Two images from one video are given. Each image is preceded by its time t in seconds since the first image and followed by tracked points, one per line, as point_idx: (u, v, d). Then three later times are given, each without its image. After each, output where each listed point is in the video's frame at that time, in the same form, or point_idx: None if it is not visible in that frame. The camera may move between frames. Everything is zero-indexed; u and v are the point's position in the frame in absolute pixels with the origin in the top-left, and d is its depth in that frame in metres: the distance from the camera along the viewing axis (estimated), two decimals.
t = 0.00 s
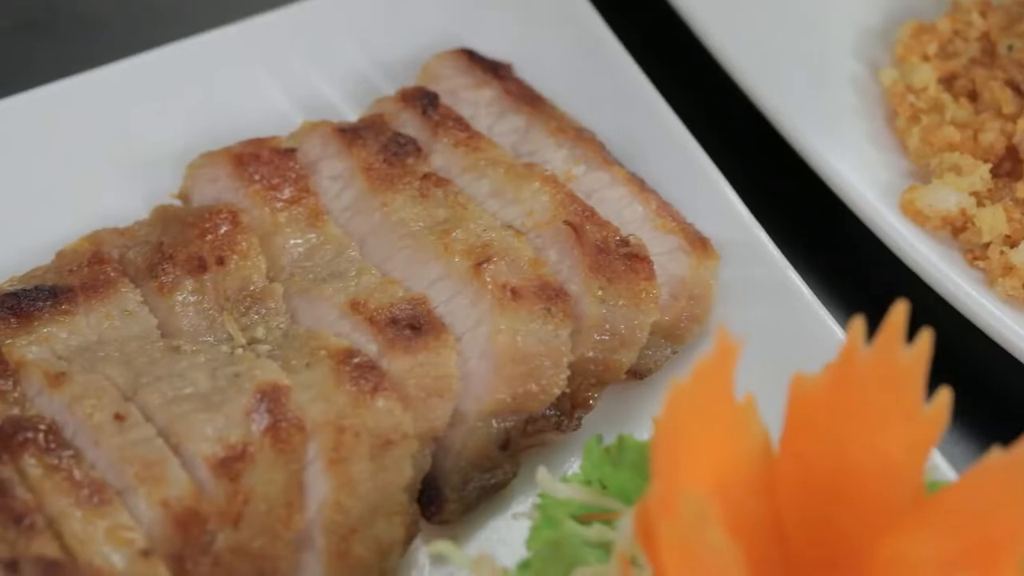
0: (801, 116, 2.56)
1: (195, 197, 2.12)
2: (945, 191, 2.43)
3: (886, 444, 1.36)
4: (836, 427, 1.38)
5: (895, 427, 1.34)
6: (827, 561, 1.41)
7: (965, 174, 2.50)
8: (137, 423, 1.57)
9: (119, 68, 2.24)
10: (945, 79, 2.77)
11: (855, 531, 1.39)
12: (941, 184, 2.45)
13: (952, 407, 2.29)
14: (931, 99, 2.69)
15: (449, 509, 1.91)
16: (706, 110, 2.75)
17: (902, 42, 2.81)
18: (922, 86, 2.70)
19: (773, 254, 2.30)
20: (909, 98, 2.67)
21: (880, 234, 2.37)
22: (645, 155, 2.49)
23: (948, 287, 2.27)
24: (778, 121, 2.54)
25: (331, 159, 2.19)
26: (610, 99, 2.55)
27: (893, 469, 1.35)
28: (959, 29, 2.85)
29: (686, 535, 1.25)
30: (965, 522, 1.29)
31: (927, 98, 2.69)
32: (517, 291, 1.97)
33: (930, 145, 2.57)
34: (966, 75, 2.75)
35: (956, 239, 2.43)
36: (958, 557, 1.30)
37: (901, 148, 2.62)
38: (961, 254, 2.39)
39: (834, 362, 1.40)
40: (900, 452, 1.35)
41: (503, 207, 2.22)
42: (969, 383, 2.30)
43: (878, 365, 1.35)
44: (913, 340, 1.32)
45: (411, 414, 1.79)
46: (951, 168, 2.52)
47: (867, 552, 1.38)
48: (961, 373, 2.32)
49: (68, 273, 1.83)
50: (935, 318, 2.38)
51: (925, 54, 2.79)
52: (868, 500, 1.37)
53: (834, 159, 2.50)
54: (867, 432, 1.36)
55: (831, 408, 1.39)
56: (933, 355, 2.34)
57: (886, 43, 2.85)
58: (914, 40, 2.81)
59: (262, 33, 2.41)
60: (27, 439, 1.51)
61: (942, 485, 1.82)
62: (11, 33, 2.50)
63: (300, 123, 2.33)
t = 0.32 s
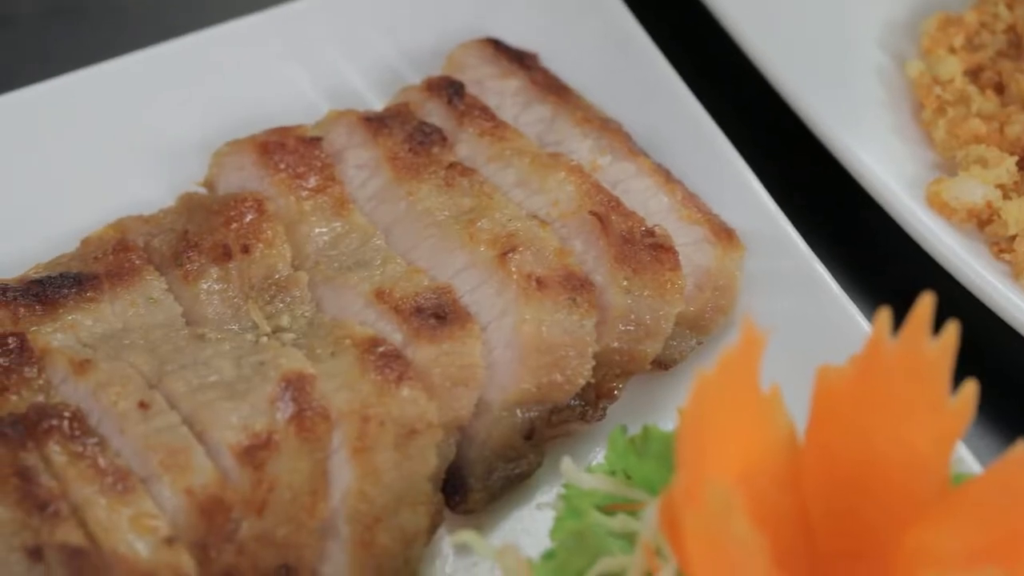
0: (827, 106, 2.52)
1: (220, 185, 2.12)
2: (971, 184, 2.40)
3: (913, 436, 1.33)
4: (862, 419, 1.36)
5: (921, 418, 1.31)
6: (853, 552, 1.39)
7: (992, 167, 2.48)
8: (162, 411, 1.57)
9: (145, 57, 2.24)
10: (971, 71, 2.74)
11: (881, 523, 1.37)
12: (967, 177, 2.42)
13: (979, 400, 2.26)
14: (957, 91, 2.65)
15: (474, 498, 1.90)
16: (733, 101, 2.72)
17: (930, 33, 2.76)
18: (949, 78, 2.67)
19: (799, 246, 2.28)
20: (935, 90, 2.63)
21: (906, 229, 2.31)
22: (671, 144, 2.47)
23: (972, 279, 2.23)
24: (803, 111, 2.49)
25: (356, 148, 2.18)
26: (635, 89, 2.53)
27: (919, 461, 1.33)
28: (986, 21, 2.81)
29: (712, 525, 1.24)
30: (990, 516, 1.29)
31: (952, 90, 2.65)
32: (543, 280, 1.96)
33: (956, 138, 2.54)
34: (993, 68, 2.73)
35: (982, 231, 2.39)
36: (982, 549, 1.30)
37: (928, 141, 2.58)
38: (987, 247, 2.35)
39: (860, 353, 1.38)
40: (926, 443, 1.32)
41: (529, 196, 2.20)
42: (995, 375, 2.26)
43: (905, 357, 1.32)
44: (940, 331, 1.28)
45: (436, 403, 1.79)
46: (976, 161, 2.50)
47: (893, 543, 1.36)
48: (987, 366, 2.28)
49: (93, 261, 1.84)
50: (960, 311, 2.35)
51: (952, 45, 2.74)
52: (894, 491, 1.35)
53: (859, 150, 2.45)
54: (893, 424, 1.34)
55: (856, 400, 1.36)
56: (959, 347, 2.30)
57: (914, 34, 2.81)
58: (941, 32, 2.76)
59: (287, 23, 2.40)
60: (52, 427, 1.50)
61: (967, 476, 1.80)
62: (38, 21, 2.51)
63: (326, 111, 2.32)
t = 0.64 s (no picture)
0: (857, 95, 2.48)
1: (247, 172, 2.12)
2: (999, 174, 2.35)
3: (940, 426, 1.31)
4: (889, 408, 1.34)
5: (947, 409, 1.29)
6: (879, 541, 1.37)
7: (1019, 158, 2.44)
8: (188, 396, 1.57)
9: (171, 43, 2.24)
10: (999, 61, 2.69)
11: (907, 512, 1.35)
12: (994, 167, 2.38)
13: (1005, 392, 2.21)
14: (985, 81, 2.60)
15: (499, 486, 1.89)
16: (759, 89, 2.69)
17: (958, 23, 2.72)
18: (976, 68, 2.62)
19: (825, 235, 2.25)
20: (964, 80, 2.58)
21: (935, 219, 2.27)
22: (697, 133, 2.44)
23: (999, 269, 2.19)
24: (830, 100, 2.46)
25: (383, 135, 2.17)
26: (662, 77, 2.51)
27: (945, 451, 1.31)
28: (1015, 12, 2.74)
29: (739, 515, 1.21)
30: (1019, 507, 1.24)
31: (980, 80, 2.60)
32: (569, 268, 1.94)
33: (984, 128, 2.49)
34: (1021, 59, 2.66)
35: (1009, 222, 2.34)
36: (1010, 540, 1.25)
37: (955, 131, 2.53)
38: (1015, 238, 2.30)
39: (886, 343, 1.36)
40: (952, 433, 1.30)
41: (555, 184, 2.18)
42: (1023, 366, 2.23)
43: (932, 347, 1.29)
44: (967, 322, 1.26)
45: (462, 389, 1.77)
46: (1004, 151, 2.45)
47: (921, 532, 1.33)
48: (1014, 356, 2.24)
49: (120, 246, 1.84)
50: (987, 301, 2.31)
51: (980, 36, 2.70)
52: (921, 481, 1.33)
53: (886, 139, 2.41)
54: (919, 414, 1.32)
55: (884, 389, 1.34)
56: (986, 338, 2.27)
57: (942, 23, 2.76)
58: (969, 22, 2.72)
59: (313, 10, 2.39)
60: (78, 411, 1.50)
61: (993, 467, 1.77)
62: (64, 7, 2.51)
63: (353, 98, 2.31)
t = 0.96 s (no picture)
0: (884, 80, 2.43)
1: (272, 154, 2.11)
2: None
3: (967, 414, 1.29)
4: (916, 394, 1.32)
5: (974, 395, 1.27)
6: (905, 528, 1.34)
7: None
8: (213, 378, 1.57)
9: (195, 25, 2.23)
10: None
11: (933, 499, 1.32)
12: None
13: None
14: (1012, 68, 2.53)
15: (523, 470, 1.88)
16: (785, 75, 2.66)
17: (985, 10, 2.65)
18: (1003, 54, 2.55)
19: (852, 221, 2.21)
20: (990, 67, 2.53)
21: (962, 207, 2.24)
22: (723, 117, 2.41)
23: None
24: (856, 85, 2.42)
25: (409, 118, 2.15)
26: (688, 60, 2.48)
27: (972, 437, 1.29)
28: None
29: (764, 500, 1.19)
30: None
31: (1008, 67, 2.53)
32: (595, 252, 1.92)
33: (1011, 114, 2.44)
34: None
35: None
36: None
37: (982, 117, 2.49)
38: None
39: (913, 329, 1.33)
40: (979, 420, 1.28)
41: (581, 168, 2.15)
42: None
43: (959, 333, 1.27)
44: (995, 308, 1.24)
45: (487, 373, 1.76)
46: None
47: (947, 519, 1.31)
48: None
49: (145, 228, 1.84)
50: (1015, 289, 2.28)
51: (1008, 22, 2.62)
52: (947, 467, 1.31)
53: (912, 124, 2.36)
54: (947, 400, 1.30)
55: (910, 376, 1.32)
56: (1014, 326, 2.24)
57: (970, 10, 2.71)
58: (997, 9, 2.64)
59: None
60: (102, 393, 1.51)
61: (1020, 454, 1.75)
62: None
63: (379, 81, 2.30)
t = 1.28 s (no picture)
0: (909, 64, 2.38)
1: (297, 136, 2.10)
2: None
3: (994, 398, 1.27)
4: (942, 377, 1.29)
5: (1000, 378, 1.27)
6: (930, 512, 1.32)
7: None
8: (237, 359, 1.56)
9: (218, 7, 2.22)
10: None
11: (959, 482, 1.30)
12: None
13: None
14: None
15: (547, 453, 1.86)
16: (809, 58, 2.62)
17: None
18: None
19: (879, 205, 2.19)
20: (1017, 51, 2.50)
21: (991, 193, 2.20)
22: (750, 101, 2.38)
23: None
24: (882, 67, 2.38)
25: (434, 100, 2.14)
26: (715, 44, 2.45)
27: (998, 421, 1.27)
28: None
29: (791, 482, 1.18)
30: None
31: None
32: (620, 234, 1.90)
33: None
34: None
35: None
36: None
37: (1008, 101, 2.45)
38: None
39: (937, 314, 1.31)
40: (1004, 403, 1.27)
41: (606, 150, 2.13)
42: None
43: (985, 317, 1.26)
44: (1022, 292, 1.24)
45: (511, 355, 1.75)
46: None
47: (972, 502, 1.28)
48: None
49: (170, 208, 1.84)
50: None
51: None
52: (972, 451, 1.29)
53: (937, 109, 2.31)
54: (973, 383, 1.28)
55: (935, 360, 1.30)
56: None
57: None
58: None
59: None
60: (127, 372, 1.50)
61: None
62: None
63: (404, 62, 2.28)
